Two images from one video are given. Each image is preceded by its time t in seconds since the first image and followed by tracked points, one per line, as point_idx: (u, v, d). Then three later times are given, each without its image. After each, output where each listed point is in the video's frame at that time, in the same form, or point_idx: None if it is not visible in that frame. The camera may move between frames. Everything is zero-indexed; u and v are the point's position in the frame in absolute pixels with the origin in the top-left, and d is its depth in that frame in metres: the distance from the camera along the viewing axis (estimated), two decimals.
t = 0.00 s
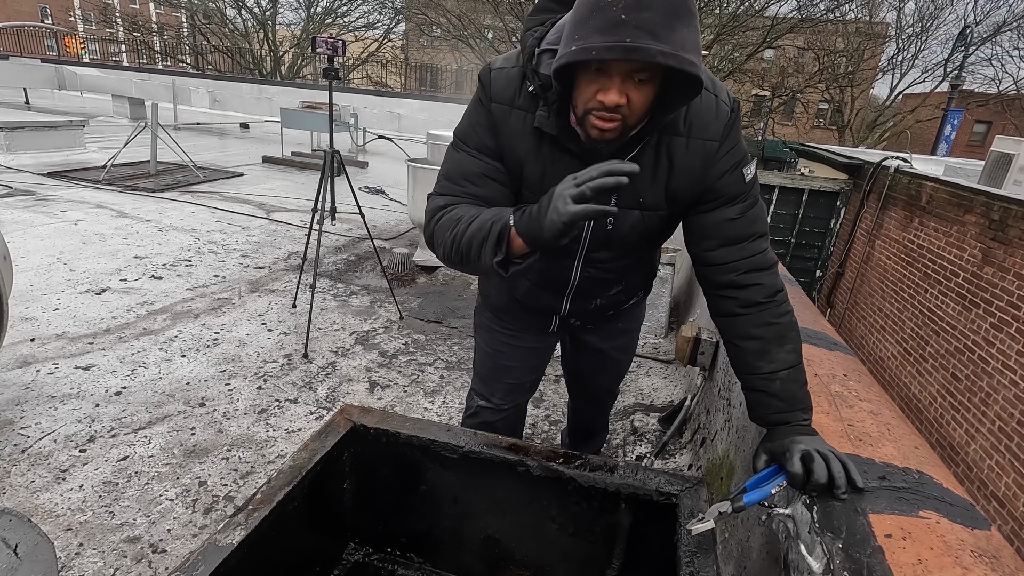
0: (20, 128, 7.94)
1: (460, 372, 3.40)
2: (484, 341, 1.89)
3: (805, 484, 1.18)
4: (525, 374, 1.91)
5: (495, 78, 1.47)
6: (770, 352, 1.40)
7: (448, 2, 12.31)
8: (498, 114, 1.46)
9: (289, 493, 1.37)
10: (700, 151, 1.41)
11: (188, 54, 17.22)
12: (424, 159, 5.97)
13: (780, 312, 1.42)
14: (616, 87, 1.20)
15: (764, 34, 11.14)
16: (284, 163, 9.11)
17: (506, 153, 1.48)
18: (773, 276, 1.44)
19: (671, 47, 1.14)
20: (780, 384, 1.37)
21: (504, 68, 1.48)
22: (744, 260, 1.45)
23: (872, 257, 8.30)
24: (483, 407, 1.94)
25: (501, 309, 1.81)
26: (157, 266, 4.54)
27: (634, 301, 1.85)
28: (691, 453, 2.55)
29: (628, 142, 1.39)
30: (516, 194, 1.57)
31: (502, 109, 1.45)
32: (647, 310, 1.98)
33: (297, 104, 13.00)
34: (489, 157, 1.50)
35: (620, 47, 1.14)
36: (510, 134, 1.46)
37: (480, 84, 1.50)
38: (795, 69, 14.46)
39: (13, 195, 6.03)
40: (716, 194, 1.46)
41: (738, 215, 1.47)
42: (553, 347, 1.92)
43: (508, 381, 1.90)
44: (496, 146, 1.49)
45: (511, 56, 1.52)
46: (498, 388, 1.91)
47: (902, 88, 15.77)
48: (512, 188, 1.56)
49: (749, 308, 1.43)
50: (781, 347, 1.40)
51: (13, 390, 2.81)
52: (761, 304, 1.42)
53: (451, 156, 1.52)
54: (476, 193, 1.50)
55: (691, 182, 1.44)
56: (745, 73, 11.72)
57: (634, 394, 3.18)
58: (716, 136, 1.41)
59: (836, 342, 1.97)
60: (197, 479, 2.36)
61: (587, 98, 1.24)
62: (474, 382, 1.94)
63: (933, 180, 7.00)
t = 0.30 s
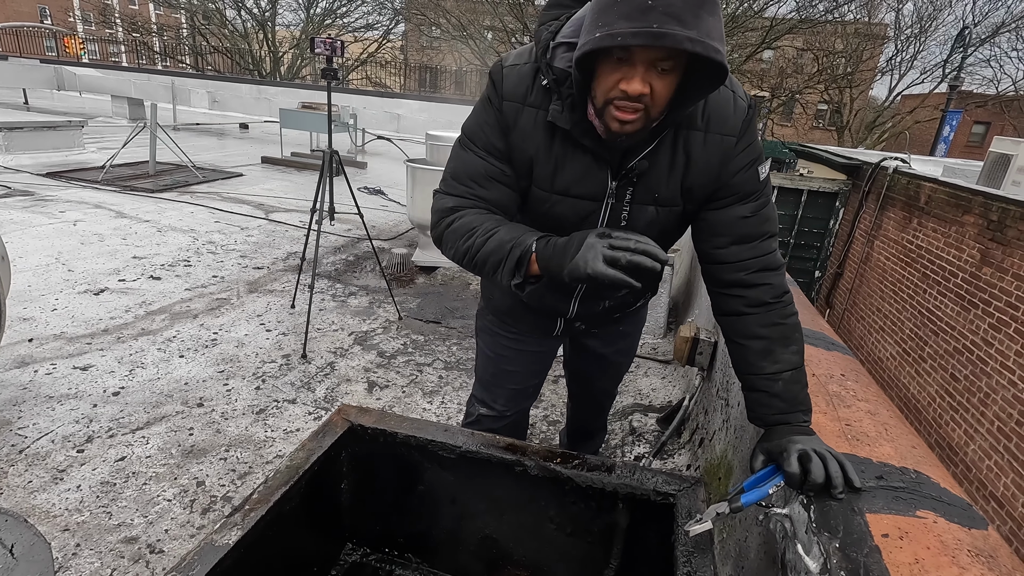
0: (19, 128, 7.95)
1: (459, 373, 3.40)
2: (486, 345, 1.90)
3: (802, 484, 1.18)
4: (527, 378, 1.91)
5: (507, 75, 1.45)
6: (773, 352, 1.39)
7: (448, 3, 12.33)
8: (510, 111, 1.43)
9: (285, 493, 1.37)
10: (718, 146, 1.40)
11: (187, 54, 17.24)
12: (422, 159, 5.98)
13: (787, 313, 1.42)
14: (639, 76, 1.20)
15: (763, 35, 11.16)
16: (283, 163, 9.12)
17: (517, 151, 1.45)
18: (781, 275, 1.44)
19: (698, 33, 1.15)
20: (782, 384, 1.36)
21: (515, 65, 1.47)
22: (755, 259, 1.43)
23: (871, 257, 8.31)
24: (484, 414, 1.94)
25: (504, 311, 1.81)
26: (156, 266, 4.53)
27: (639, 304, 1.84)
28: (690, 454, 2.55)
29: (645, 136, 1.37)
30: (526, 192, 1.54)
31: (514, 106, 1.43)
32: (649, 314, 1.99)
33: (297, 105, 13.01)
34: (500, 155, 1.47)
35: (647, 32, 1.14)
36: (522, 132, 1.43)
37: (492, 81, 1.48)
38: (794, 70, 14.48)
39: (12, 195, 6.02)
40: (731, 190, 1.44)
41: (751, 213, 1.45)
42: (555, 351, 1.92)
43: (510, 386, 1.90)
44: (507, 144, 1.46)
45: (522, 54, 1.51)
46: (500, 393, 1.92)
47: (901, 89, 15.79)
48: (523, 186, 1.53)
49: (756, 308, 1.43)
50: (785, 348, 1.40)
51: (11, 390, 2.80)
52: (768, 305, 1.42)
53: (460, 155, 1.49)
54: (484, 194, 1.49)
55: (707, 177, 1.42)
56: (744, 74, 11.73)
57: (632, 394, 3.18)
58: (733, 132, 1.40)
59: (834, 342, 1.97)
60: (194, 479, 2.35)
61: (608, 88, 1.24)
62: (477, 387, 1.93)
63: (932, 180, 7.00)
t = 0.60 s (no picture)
0: (19, 129, 7.96)
1: (459, 374, 3.39)
2: (489, 350, 1.89)
3: (804, 486, 1.18)
4: (530, 384, 1.91)
5: (508, 71, 1.47)
6: (778, 355, 1.38)
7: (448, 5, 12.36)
8: (510, 106, 1.45)
9: (287, 495, 1.37)
10: (724, 142, 1.39)
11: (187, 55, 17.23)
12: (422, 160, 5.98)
13: (793, 315, 1.40)
14: (632, 68, 1.22)
15: (763, 36, 11.19)
16: (283, 165, 9.12)
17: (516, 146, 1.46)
18: (786, 278, 1.42)
19: (690, 22, 1.17)
20: (787, 388, 1.35)
21: (517, 60, 1.48)
22: (762, 262, 1.42)
23: (871, 258, 8.33)
24: (486, 422, 1.94)
25: (507, 316, 1.80)
26: (156, 268, 4.53)
27: (644, 310, 1.83)
28: (690, 455, 2.55)
29: (646, 131, 1.37)
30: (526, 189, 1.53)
31: (513, 101, 1.45)
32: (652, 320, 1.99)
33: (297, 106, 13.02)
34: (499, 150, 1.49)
35: (637, 22, 1.16)
36: (523, 126, 1.45)
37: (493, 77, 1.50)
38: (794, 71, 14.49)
39: (12, 196, 6.02)
40: (737, 189, 1.42)
41: (758, 214, 1.43)
42: (559, 357, 1.91)
43: (513, 392, 1.90)
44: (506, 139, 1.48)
45: (525, 50, 1.52)
46: (503, 400, 1.92)
47: (901, 90, 15.81)
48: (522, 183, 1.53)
49: (762, 310, 1.41)
50: (791, 351, 1.38)
51: (11, 392, 2.80)
52: (774, 308, 1.40)
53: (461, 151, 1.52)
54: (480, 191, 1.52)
55: (713, 175, 1.41)
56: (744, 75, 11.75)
57: (633, 395, 3.18)
58: (740, 129, 1.39)
59: (835, 343, 1.97)
60: (195, 481, 2.35)
61: (603, 80, 1.25)
62: (479, 393, 1.93)
63: (932, 181, 7.01)
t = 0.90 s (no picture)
0: (20, 132, 7.99)
1: (460, 376, 3.39)
2: (495, 354, 1.90)
3: (808, 490, 1.17)
4: (535, 389, 1.91)
5: (507, 74, 1.49)
6: (783, 360, 1.38)
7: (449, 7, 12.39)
8: (508, 108, 1.47)
9: (289, 499, 1.36)
10: (729, 144, 1.37)
11: (188, 58, 17.25)
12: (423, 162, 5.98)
13: (798, 320, 1.39)
14: (627, 69, 1.21)
15: (763, 38, 11.21)
16: (284, 167, 9.13)
17: (514, 148, 1.49)
18: (793, 283, 1.41)
19: (683, 22, 1.15)
20: (792, 393, 1.35)
21: (517, 63, 1.50)
22: (768, 266, 1.40)
23: (872, 260, 8.33)
24: (490, 426, 1.94)
25: (513, 319, 1.81)
26: (157, 270, 4.53)
27: (651, 315, 1.83)
28: (692, 458, 2.54)
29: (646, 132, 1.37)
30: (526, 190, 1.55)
31: (512, 103, 1.46)
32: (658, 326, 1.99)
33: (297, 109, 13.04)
34: (498, 153, 1.53)
35: (629, 22, 1.15)
36: (520, 130, 1.46)
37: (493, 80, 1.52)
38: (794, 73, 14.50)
39: (13, 199, 6.02)
40: (743, 193, 1.41)
41: (764, 219, 1.42)
42: (564, 361, 1.91)
43: (518, 397, 1.90)
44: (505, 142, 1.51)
45: (526, 51, 1.53)
46: (508, 405, 1.91)
47: (901, 92, 15.83)
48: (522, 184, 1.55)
49: (767, 315, 1.40)
50: (796, 355, 1.38)
51: (12, 394, 2.80)
52: (779, 312, 1.40)
53: (462, 154, 1.57)
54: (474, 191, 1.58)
55: (718, 177, 1.40)
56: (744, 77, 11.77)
57: (634, 397, 3.18)
58: (746, 129, 1.37)
59: (837, 345, 1.97)
60: (197, 484, 2.35)
61: (599, 81, 1.24)
62: (485, 398, 1.93)
63: (932, 183, 7.00)
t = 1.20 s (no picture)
0: (21, 135, 8.01)
1: (461, 379, 3.39)
2: (500, 358, 1.90)
3: (812, 493, 1.17)
4: (540, 392, 1.91)
5: (508, 87, 1.50)
6: (787, 364, 1.37)
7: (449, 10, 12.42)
8: (510, 121, 1.48)
9: (291, 503, 1.36)
10: (733, 149, 1.37)
11: (188, 61, 17.27)
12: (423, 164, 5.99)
13: (803, 324, 1.38)
14: (623, 80, 1.22)
15: (763, 41, 11.24)
16: (284, 170, 9.14)
17: (517, 160, 1.50)
18: (798, 286, 1.41)
19: (677, 33, 1.15)
20: (795, 397, 1.34)
21: (518, 76, 1.51)
22: (774, 270, 1.40)
23: (873, 262, 8.33)
24: (495, 428, 1.95)
25: (519, 323, 1.81)
26: (158, 273, 4.53)
27: (656, 319, 1.83)
28: (694, 461, 2.54)
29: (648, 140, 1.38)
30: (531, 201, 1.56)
31: (513, 116, 1.48)
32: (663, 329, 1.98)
33: (298, 111, 13.06)
34: (501, 167, 1.54)
35: (623, 35, 1.15)
36: (522, 141, 1.48)
37: (494, 93, 1.53)
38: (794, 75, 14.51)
39: (14, 202, 6.03)
40: (747, 197, 1.40)
41: (769, 223, 1.41)
42: (569, 365, 1.92)
43: (523, 400, 1.91)
44: (507, 155, 1.52)
45: (528, 63, 1.54)
46: (512, 408, 1.92)
47: (901, 94, 15.84)
48: (526, 196, 1.56)
49: (771, 319, 1.40)
50: (800, 359, 1.37)
51: (13, 398, 2.80)
52: (783, 316, 1.39)
53: (465, 168, 1.58)
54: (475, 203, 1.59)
55: (722, 182, 1.40)
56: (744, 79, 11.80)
57: (636, 400, 3.18)
58: (751, 134, 1.37)
59: (840, 348, 1.96)
60: (198, 487, 2.34)
61: (597, 93, 1.26)
62: (489, 401, 1.93)
63: (933, 185, 7.00)
